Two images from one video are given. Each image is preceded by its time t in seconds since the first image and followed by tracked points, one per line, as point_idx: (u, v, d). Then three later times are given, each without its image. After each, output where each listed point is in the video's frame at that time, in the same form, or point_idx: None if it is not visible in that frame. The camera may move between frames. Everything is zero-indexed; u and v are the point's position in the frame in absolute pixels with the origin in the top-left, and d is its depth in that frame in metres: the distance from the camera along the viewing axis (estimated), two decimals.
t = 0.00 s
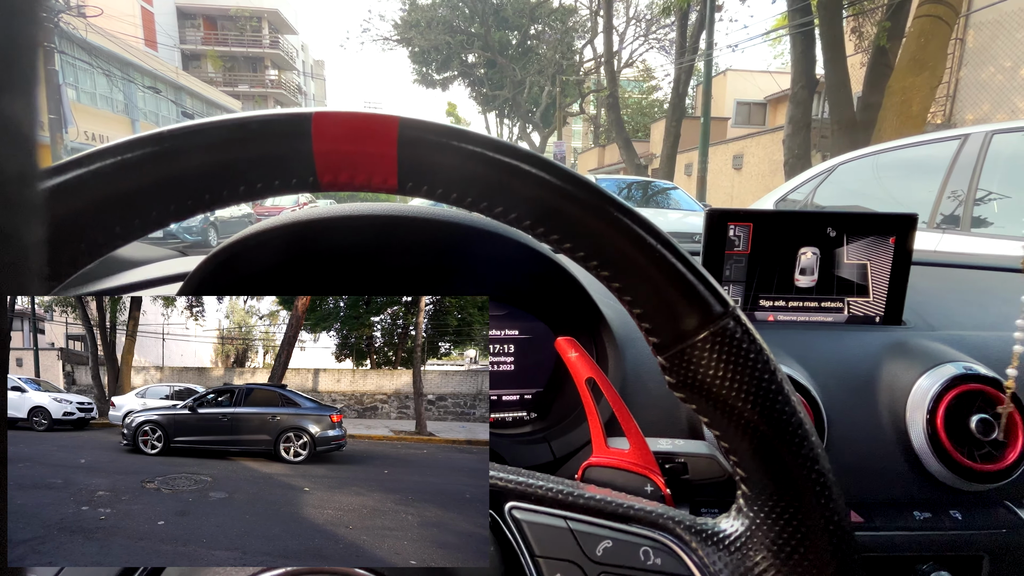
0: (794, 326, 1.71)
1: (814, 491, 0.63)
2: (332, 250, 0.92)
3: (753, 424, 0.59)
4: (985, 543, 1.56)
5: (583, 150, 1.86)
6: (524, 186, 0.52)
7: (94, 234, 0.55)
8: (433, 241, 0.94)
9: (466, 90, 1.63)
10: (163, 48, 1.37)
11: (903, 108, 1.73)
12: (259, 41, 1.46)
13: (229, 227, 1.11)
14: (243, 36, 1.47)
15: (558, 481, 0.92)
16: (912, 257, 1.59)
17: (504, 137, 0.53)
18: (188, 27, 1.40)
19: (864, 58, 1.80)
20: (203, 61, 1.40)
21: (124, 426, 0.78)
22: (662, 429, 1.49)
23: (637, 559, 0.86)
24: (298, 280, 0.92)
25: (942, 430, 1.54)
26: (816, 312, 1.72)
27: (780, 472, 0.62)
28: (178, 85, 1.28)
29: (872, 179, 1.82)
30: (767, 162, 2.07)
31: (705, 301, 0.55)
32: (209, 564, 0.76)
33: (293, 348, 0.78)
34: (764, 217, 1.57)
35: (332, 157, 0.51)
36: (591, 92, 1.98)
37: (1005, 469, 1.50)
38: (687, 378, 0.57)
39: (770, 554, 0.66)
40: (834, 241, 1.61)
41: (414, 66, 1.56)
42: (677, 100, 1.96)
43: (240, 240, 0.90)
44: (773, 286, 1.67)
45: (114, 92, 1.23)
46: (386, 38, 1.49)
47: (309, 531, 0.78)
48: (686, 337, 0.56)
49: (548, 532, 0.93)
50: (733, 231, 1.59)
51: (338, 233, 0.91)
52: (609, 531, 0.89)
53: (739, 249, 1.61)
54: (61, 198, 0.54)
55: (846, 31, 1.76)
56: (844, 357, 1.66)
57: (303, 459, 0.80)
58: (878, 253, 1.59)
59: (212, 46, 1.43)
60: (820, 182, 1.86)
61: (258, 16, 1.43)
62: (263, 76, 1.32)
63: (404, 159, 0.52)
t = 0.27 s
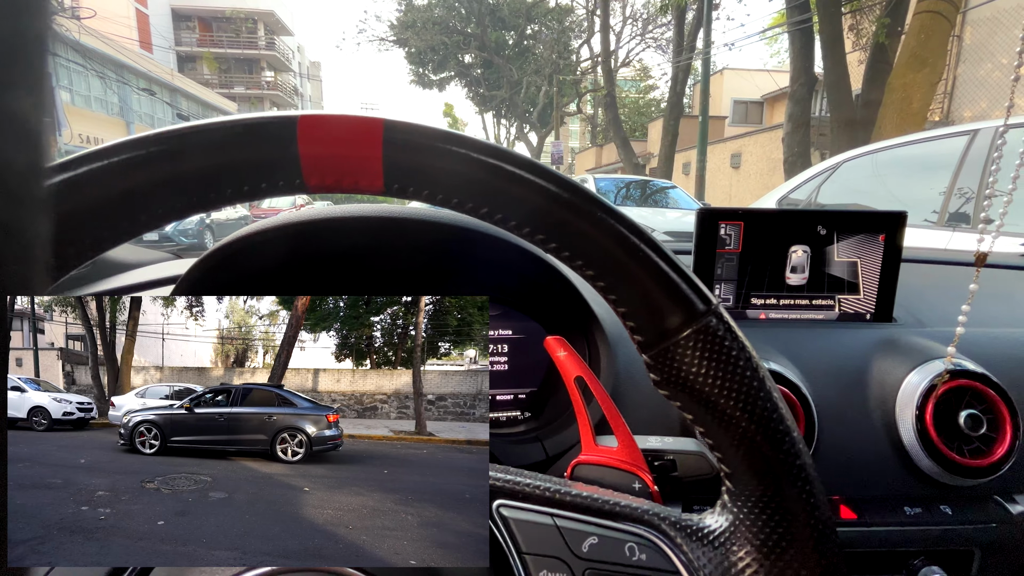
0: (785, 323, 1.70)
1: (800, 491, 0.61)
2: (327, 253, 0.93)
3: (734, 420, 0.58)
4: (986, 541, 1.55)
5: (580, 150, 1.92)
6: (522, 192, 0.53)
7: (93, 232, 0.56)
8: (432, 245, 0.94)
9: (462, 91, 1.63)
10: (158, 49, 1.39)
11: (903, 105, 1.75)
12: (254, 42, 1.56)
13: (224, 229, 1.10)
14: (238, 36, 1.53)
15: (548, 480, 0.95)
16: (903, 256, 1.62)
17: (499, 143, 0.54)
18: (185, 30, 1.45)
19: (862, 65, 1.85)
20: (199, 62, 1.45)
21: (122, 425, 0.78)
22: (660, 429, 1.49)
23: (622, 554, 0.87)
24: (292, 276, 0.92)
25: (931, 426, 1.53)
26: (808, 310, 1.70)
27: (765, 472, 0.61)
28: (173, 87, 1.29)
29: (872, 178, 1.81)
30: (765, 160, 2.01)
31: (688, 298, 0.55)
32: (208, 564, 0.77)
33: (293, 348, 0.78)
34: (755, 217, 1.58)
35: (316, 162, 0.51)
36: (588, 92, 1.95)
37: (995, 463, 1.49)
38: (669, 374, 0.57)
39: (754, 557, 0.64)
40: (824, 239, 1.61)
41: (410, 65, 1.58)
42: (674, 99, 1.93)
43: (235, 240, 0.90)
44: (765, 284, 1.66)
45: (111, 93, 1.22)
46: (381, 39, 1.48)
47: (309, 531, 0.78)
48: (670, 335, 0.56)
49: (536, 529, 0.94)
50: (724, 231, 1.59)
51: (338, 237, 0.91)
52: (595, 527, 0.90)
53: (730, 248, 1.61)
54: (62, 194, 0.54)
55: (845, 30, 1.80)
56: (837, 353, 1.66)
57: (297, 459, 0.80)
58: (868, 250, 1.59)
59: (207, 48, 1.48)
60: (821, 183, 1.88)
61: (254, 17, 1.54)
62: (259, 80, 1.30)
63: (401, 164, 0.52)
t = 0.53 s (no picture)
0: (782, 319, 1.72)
1: (792, 485, 0.61)
2: (332, 250, 0.96)
3: (726, 416, 0.58)
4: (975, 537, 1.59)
5: (579, 148, 1.93)
6: (521, 191, 0.53)
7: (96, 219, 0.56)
8: (436, 243, 0.97)
9: (461, 90, 1.63)
10: (156, 50, 1.34)
11: (907, 100, 1.69)
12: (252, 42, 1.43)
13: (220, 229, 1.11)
14: (235, 37, 1.42)
15: (537, 480, 0.98)
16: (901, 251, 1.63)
17: (498, 139, 0.53)
18: (181, 30, 1.37)
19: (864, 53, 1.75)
20: (196, 64, 1.38)
21: (119, 425, 0.78)
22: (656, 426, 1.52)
23: (614, 554, 0.91)
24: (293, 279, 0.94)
25: (930, 421, 1.57)
26: (803, 305, 1.73)
27: (757, 467, 0.61)
28: (170, 88, 1.30)
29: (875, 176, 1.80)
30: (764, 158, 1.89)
31: (679, 293, 0.55)
32: (209, 564, 0.76)
33: (293, 348, 0.78)
34: (752, 211, 1.60)
35: (295, 154, 0.52)
36: (587, 90, 1.95)
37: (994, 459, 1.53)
38: (661, 371, 0.57)
39: (747, 552, 0.64)
40: (821, 233, 1.62)
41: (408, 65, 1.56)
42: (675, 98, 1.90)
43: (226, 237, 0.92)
44: (761, 279, 1.67)
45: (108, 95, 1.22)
46: (376, 37, 1.46)
47: (309, 531, 0.78)
48: (661, 330, 0.56)
49: (527, 529, 0.99)
50: (720, 226, 1.62)
51: (340, 233, 0.95)
52: (587, 527, 0.94)
53: (726, 243, 1.63)
54: (64, 182, 0.54)
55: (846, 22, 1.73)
56: (833, 348, 1.70)
57: (294, 458, 0.79)
58: (864, 244, 1.61)
59: (205, 48, 1.39)
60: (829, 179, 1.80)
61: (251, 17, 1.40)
62: (257, 80, 1.24)
63: (400, 160, 0.52)
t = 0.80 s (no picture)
0: (782, 315, 1.73)
1: (790, 479, 0.61)
2: (333, 246, 0.96)
3: (725, 409, 0.58)
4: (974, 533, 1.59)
5: (578, 146, 1.93)
6: (523, 187, 0.53)
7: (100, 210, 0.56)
8: (439, 241, 0.97)
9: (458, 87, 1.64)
10: (152, 49, 1.33)
11: (910, 94, 1.70)
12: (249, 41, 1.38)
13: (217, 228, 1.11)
14: (232, 35, 1.39)
15: (534, 474, 0.95)
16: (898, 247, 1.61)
17: (499, 135, 0.54)
18: (177, 28, 1.34)
19: (866, 45, 1.71)
20: (193, 62, 1.37)
21: (116, 425, 0.79)
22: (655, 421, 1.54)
23: (612, 549, 0.95)
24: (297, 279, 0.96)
25: (929, 415, 1.58)
26: (803, 300, 1.74)
27: (756, 461, 0.60)
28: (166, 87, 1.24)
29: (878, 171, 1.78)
30: (766, 154, 1.85)
31: (677, 285, 0.55)
32: (209, 564, 0.76)
33: (293, 348, 0.78)
34: (749, 207, 1.59)
35: (289, 147, 0.51)
36: (586, 86, 1.94)
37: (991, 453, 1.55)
38: (659, 364, 0.57)
39: (746, 548, 0.63)
40: (819, 228, 1.61)
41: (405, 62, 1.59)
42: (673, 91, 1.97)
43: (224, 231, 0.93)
44: (760, 275, 1.68)
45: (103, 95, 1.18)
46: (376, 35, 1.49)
47: (309, 531, 0.77)
48: (660, 323, 0.56)
49: (526, 526, 1.00)
50: (719, 222, 1.61)
51: (340, 231, 0.95)
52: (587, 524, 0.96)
53: (724, 239, 1.62)
54: (69, 171, 0.54)
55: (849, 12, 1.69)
56: (834, 344, 1.70)
57: (290, 458, 0.80)
58: (864, 240, 1.60)
59: (202, 46, 1.37)
60: (835, 176, 1.76)
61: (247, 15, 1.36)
62: (254, 76, 1.25)
63: (404, 155, 0.52)
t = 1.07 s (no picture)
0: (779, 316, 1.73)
1: (781, 478, 0.62)
2: (332, 248, 0.97)
3: (715, 408, 0.58)
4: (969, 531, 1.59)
5: (576, 147, 1.92)
6: (520, 192, 0.53)
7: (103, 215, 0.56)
8: (437, 244, 0.97)
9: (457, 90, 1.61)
10: (149, 50, 1.33)
11: (911, 95, 1.71)
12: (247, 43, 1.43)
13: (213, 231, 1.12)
14: (229, 37, 1.43)
15: (530, 471, 0.97)
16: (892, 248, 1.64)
17: (497, 140, 0.54)
18: (175, 30, 1.38)
19: (866, 49, 1.76)
20: (190, 64, 1.37)
21: (113, 425, 0.78)
22: (652, 420, 1.55)
23: (605, 545, 0.93)
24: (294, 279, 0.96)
25: (921, 415, 1.58)
26: (797, 302, 1.74)
27: (746, 459, 0.61)
28: (162, 88, 1.25)
29: (876, 171, 1.81)
30: (765, 156, 1.89)
31: (669, 286, 0.55)
32: (209, 564, 0.77)
33: (293, 348, 0.78)
34: (745, 208, 1.61)
35: (289, 152, 0.52)
36: (585, 88, 1.95)
37: (984, 452, 1.55)
38: (651, 364, 0.57)
39: (737, 545, 0.64)
40: (813, 230, 1.64)
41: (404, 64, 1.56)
42: (672, 94, 1.99)
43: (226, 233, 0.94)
44: (754, 277, 1.69)
45: (99, 96, 1.19)
46: (373, 37, 1.48)
47: (309, 531, 0.79)
48: (651, 324, 0.56)
49: (521, 522, 1.00)
50: (714, 223, 1.62)
51: (337, 231, 0.95)
52: (579, 519, 0.95)
53: (720, 240, 1.63)
54: (71, 178, 0.54)
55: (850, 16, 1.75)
56: (824, 343, 1.70)
57: (288, 457, 0.79)
58: (857, 241, 1.62)
59: (199, 48, 1.39)
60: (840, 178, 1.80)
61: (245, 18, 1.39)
62: (251, 80, 1.19)
63: (402, 160, 0.52)
